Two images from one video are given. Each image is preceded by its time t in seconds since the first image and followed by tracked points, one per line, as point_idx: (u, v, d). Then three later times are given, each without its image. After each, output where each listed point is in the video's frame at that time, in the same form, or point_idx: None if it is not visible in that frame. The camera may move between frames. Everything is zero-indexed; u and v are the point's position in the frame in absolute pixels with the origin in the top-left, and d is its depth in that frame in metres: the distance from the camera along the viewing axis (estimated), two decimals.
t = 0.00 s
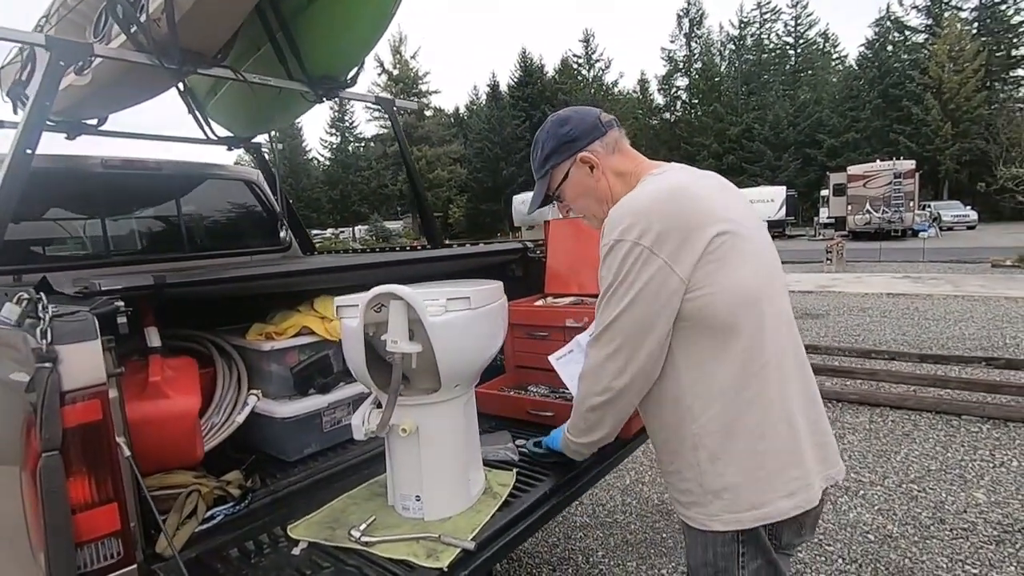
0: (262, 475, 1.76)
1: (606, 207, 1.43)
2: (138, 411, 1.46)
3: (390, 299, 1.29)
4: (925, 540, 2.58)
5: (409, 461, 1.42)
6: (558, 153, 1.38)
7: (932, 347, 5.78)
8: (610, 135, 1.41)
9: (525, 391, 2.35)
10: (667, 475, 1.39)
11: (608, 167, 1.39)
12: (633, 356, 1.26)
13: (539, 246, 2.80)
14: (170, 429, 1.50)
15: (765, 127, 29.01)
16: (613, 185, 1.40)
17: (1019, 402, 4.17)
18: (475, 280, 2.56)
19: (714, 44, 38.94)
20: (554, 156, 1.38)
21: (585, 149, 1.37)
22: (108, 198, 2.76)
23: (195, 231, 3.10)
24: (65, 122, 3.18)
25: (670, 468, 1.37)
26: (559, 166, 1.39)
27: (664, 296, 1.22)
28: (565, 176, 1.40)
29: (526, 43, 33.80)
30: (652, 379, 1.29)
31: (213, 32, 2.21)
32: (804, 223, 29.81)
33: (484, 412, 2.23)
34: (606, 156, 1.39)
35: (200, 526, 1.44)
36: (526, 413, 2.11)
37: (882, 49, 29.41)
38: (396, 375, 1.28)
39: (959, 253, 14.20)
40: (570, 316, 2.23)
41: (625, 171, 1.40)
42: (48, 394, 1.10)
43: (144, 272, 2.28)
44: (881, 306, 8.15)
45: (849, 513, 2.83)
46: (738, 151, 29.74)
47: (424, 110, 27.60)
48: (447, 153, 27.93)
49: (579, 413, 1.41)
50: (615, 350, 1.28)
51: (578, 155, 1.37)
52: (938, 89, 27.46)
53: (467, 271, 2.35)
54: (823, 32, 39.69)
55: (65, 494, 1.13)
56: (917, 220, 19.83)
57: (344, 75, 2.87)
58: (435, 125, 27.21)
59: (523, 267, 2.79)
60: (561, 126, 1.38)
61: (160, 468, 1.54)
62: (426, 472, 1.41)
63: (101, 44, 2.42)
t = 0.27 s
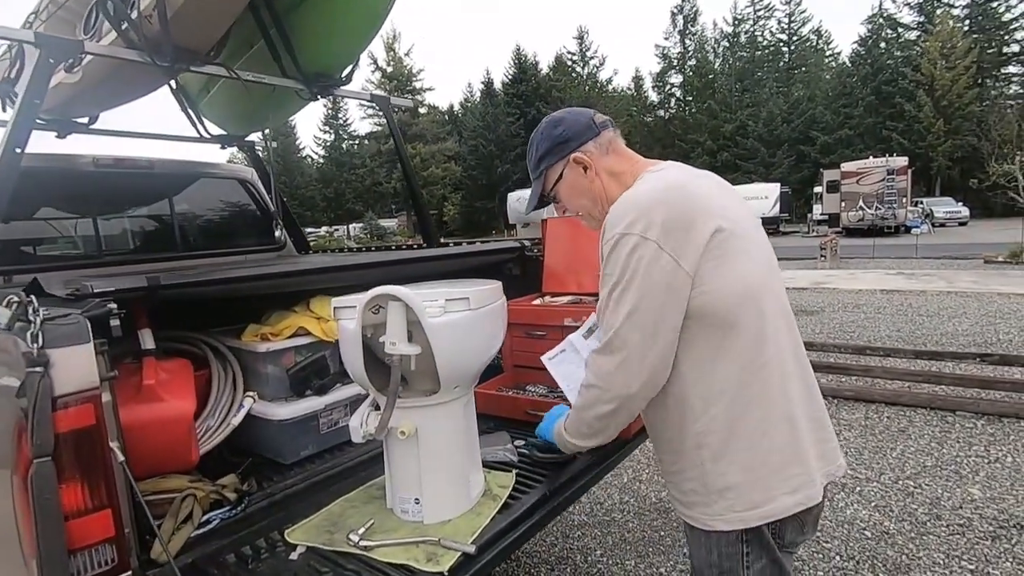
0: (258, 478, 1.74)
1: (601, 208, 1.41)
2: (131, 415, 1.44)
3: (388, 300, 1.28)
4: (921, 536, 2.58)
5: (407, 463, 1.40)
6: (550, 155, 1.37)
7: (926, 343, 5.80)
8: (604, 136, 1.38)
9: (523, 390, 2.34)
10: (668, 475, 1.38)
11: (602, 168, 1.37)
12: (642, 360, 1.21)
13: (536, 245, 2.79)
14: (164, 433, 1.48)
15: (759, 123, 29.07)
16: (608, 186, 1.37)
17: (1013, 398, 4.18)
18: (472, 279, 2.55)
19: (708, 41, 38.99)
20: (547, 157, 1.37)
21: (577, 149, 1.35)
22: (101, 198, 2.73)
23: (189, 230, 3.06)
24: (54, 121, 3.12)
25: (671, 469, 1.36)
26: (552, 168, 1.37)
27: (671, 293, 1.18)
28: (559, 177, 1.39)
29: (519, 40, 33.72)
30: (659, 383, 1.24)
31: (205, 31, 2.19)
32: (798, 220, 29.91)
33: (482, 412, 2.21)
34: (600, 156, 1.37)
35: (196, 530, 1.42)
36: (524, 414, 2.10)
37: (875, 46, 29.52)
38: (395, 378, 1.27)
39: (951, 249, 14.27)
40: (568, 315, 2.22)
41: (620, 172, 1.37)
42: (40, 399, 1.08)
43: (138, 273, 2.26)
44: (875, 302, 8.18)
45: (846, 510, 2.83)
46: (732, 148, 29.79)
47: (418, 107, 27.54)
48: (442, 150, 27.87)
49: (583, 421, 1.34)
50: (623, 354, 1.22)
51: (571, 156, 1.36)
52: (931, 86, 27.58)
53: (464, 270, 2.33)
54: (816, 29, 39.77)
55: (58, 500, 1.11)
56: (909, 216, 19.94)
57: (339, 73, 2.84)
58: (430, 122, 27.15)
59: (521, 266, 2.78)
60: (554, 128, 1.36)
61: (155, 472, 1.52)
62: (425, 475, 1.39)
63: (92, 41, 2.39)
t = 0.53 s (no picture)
0: (246, 482, 1.71)
1: (595, 205, 1.37)
2: (115, 419, 1.41)
3: (377, 303, 1.25)
4: (917, 538, 2.57)
5: (396, 468, 1.38)
6: (543, 149, 1.33)
7: (922, 343, 5.80)
8: (599, 129, 1.34)
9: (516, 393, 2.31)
10: (661, 481, 1.35)
11: (596, 162, 1.33)
12: (666, 364, 1.13)
13: (531, 245, 2.76)
14: (149, 437, 1.45)
15: (756, 123, 29.09)
16: (603, 182, 1.34)
17: (1009, 398, 4.18)
18: (466, 279, 2.52)
19: (705, 40, 39.00)
20: (539, 152, 1.33)
21: (571, 143, 1.31)
22: (91, 196, 2.70)
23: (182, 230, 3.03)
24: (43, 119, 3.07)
25: (667, 475, 1.32)
26: (544, 163, 1.34)
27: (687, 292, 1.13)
28: (552, 172, 1.35)
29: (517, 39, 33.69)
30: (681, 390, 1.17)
31: (196, 24, 2.16)
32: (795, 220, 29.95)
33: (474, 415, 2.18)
34: (595, 150, 1.33)
35: (182, 536, 1.40)
36: (517, 416, 2.07)
37: (872, 46, 29.57)
38: (383, 382, 1.24)
39: (947, 249, 14.31)
40: (562, 317, 2.20)
41: (615, 167, 1.34)
42: (17, 405, 1.06)
43: (126, 273, 2.23)
44: (871, 302, 8.19)
45: (842, 512, 2.82)
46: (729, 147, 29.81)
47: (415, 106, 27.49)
48: (439, 149, 27.82)
49: (600, 435, 1.22)
50: (646, 360, 1.13)
51: (564, 150, 1.32)
52: (927, 86, 27.63)
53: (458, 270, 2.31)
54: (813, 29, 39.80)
55: (36, 508, 1.08)
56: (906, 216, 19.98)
57: (331, 70, 2.81)
58: (427, 121, 27.10)
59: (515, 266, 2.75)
60: (547, 121, 1.32)
61: (141, 477, 1.49)
62: (414, 480, 1.37)
63: (80, 38, 2.36)
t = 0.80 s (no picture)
0: (237, 486, 1.69)
1: (600, 200, 1.29)
2: (102, 423, 1.38)
3: (367, 306, 1.23)
4: (919, 545, 2.54)
5: (388, 475, 1.35)
6: (547, 139, 1.25)
7: (925, 347, 5.76)
8: (605, 119, 1.26)
9: (513, 396, 2.29)
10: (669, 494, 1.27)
11: (599, 155, 1.25)
12: (750, 355, 1.04)
13: (530, 246, 2.74)
14: (138, 441, 1.42)
15: (759, 124, 29.05)
16: (610, 175, 1.26)
17: (1012, 403, 4.14)
18: (463, 281, 2.50)
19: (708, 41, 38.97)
20: (542, 143, 1.26)
21: (575, 133, 1.24)
22: (88, 195, 2.67)
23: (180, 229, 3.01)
24: (39, 117, 3.06)
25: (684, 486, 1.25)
26: (548, 154, 1.26)
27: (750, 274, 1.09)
28: (553, 165, 1.27)
29: (520, 39, 33.67)
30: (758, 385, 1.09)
31: (192, 22, 2.14)
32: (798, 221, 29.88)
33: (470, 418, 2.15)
34: (602, 141, 1.26)
35: (169, 542, 1.37)
36: (513, 420, 2.05)
37: (875, 48, 29.50)
38: (374, 387, 1.22)
39: (950, 251, 14.26)
40: (560, 320, 2.17)
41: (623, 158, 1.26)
42: None
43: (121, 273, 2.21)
44: (873, 305, 8.16)
45: (843, 517, 2.78)
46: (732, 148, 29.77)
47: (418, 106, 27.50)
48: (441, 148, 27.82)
49: (675, 463, 1.08)
50: (732, 353, 1.03)
51: (568, 140, 1.24)
52: (931, 88, 27.55)
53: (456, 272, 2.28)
54: (817, 31, 39.71)
55: (18, 515, 1.05)
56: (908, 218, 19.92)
57: (329, 69, 2.79)
58: (429, 121, 27.11)
59: (514, 267, 2.72)
60: (548, 111, 1.25)
61: (129, 482, 1.46)
62: (406, 487, 1.34)
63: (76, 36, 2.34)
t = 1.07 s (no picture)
0: (226, 490, 1.67)
1: (596, 201, 1.28)
2: (91, 426, 1.37)
3: (355, 310, 1.21)
4: (918, 551, 2.51)
5: (376, 480, 1.34)
6: (544, 137, 1.23)
7: (926, 351, 5.73)
8: (602, 118, 1.25)
9: (508, 399, 2.27)
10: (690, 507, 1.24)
11: (598, 154, 1.25)
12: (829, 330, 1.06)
13: (527, 248, 2.72)
14: (126, 443, 1.41)
15: (762, 126, 29.00)
16: (608, 175, 1.26)
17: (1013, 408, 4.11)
18: (459, 283, 2.48)
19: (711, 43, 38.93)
20: (539, 140, 1.23)
21: (573, 131, 1.22)
22: (85, 194, 2.65)
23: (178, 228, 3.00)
24: (37, 116, 3.05)
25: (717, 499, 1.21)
26: (545, 153, 1.24)
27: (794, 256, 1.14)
28: (549, 164, 1.25)
29: (523, 40, 33.64)
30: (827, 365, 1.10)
31: (188, 22, 2.14)
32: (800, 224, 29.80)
33: (463, 422, 2.14)
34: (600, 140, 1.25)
35: (156, 547, 1.36)
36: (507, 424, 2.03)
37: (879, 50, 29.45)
38: (361, 391, 1.20)
39: (952, 255, 14.19)
40: (554, 323, 2.15)
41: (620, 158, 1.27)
42: None
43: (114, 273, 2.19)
44: (875, 308, 8.11)
45: (842, 523, 2.76)
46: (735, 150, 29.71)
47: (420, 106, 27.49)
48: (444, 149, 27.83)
49: (772, 468, 1.02)
50: (820, 330, 1.04)
51: (567, 139, 1.22)
52: (935, 90, 27.48)
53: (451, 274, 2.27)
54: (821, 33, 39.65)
55: None
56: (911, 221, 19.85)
57: (327, 69, 2.76)
58: (432, 121, 27.11)
59: (511, 269, 2.71)
60: (544, 108, 1.23)
61: (117, 485, 1.45)
62: (394, 493, 1.33)
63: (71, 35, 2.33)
